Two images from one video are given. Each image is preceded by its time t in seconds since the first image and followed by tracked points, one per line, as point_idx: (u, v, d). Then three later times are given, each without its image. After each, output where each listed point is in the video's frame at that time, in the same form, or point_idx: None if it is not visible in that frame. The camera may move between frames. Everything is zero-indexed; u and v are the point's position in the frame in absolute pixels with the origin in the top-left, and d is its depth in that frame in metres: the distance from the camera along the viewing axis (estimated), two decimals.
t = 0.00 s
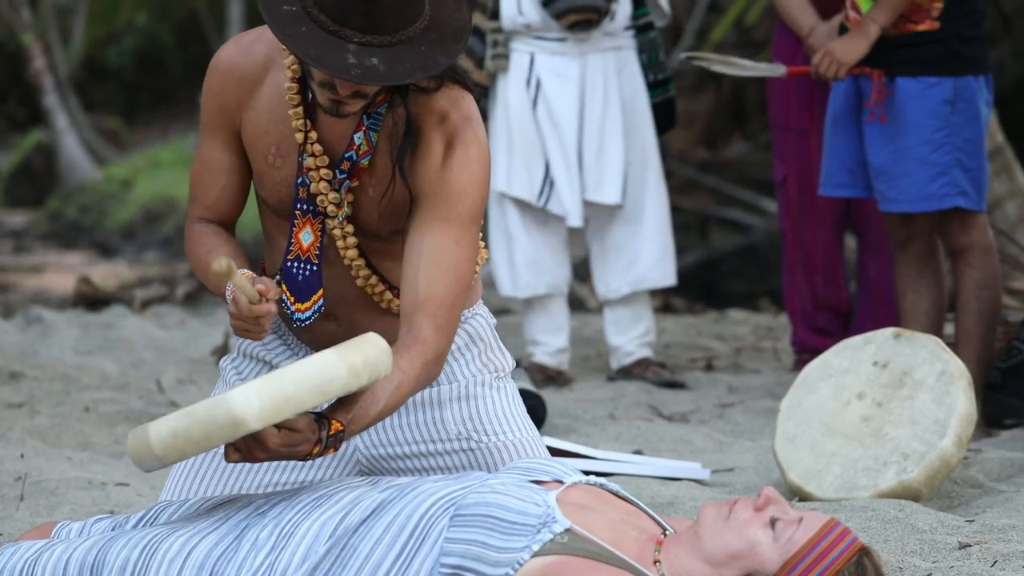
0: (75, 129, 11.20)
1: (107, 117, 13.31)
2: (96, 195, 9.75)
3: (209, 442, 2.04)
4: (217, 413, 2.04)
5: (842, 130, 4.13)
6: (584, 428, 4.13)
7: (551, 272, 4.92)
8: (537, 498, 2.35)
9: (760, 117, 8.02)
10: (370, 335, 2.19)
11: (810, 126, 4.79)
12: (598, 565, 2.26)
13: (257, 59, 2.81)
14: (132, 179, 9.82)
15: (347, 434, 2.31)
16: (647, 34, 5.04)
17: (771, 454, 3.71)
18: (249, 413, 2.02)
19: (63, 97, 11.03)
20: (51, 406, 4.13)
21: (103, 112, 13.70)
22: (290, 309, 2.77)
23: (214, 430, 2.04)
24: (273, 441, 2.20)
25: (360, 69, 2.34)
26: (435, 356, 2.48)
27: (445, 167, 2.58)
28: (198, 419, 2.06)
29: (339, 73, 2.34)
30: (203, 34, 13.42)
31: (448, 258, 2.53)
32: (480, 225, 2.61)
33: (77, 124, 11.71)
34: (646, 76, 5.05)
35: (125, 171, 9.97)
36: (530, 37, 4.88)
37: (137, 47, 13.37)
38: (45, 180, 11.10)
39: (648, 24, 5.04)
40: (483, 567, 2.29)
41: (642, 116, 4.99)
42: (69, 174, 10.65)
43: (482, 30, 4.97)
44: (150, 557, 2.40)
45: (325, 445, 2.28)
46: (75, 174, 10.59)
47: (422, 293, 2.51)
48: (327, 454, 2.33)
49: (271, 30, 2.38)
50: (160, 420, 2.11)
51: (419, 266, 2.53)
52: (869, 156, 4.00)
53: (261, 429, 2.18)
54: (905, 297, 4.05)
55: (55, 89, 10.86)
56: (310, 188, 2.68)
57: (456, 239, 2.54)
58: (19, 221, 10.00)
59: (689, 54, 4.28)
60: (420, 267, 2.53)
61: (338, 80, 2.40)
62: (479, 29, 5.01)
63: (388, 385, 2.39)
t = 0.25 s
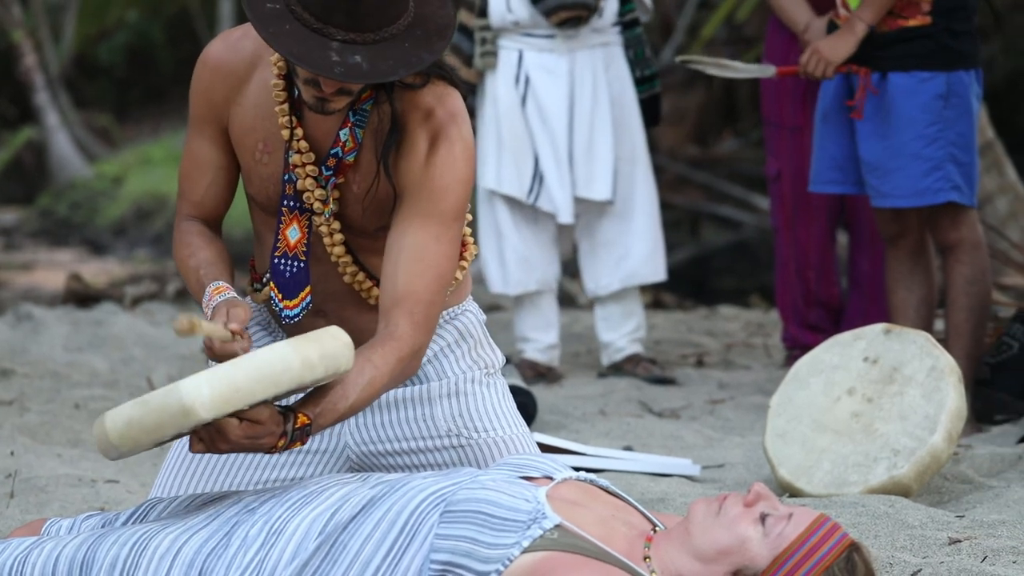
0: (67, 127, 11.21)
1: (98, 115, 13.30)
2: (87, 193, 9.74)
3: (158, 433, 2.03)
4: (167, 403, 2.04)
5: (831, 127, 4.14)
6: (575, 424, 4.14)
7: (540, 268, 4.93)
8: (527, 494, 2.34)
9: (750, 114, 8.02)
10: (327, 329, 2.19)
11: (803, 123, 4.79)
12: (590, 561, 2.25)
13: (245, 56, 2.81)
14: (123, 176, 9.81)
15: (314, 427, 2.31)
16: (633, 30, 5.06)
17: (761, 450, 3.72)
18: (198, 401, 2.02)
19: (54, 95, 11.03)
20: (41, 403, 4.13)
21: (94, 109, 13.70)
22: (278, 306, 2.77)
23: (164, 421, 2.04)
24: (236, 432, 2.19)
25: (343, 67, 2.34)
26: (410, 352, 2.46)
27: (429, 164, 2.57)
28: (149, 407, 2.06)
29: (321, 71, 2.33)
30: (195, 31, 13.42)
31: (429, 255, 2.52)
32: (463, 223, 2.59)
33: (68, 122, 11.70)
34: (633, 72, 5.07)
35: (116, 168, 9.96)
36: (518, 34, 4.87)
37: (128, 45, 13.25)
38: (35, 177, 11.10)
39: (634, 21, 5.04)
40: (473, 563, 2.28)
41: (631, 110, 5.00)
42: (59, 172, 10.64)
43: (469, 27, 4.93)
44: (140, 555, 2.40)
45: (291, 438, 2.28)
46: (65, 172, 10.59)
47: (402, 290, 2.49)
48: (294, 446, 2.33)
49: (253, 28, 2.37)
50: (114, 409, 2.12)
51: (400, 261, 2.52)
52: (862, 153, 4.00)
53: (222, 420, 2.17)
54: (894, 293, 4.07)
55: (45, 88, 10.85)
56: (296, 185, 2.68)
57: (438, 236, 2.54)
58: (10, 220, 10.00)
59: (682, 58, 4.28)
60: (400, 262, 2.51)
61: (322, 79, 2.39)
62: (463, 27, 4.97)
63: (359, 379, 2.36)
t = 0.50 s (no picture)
0: (55, 126, 11.20)
1: (87, 114, 13.29)
2: (77, 192, 9.72)
3: (118, 429, 2.04)
4: (128, 401, 2.05)
5: (822, 127, 4.14)
6: (562, 424, 4.15)
7: (530, 268, 4.93)
8: (515, 493, 2.34)
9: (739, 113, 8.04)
10: (292, 331, 2.19)
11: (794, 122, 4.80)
12: (577, 560, 2.25)
13: (232, 55, 2.81)
14: (112, 176, 9.81)
15: (286, 427, 2.32)
16: (621, 28, 5.06)
17: (749, 449, 3.73)
18: (157, 402, 2.02)
19: (43, 94, 11.02)
20: (30, 403, 4.14)
21: (83, 108, 13.69)
22: (262, 304, 2.79)
23: (125, 418, 2.05)
24: (205, 432, 2.22)
25: (325, 68, 2.34)
26: (390, 352, 2.46)
27: (411, 165, 2.56)
28: (111, 404, 2.07)
29: (304, 72, 2.33)
30: (184, 30, 13.42)
31: (410, 255, 2.51)
32: (446, 223, 2.58)
33: (58, 120, 11.69)
34: (621, 70, 5.06)
35: (106, 167, 9.94)
36: (507, 34, 4.87)
37: (117, 43, 13.33)
38: (25, 175, 11.09)
39: (621, 20, 5.05)
40: (462, 562, 2.28)
41: (619, 107, 5.01)
42: (49, 170, 10.62)
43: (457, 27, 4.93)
44: (128, 554, 2.40)
45: (262, 437, 2.29)
46: (54, 171, 10.57)
47: (381, 290, 2.49)
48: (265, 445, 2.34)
49: (235, 29, 2.37)
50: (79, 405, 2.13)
51: (380, 262, 2.51)
52: (853, 152, 3.98)
53: (190, 419, 2.19)
54: (883, 292, 4.07)
55: (36, 87, 10.84)
56: (281, 184, 2.68)
57: (419, 237, 2.53)
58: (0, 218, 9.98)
59: (678, 73, 4.29)
60: (381, 262, 2.51)
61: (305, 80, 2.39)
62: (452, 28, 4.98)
63: (332, 379, 2.38)
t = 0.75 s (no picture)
0: (48, 125, 11.18)
1: (80, 113, 13.28)
2: (69, 192, 9.70)
3: (105, 430, 2.03)
4: (116, 401, 2.03)
5: (815, 130, 4.15)
6: (555, 424, 4.15)
7: (523, 270, 4.93)
8: (507, 493, 2.34)
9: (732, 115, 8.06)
10: (282, 336, 2.20)
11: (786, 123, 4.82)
12: (568, 560, 2.25)
13: (223, 55, 2.80)
14: (106, 175, 9.79)
15: (279, 424, 2.30)
16: (615, 30, 5.06)
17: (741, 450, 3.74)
18: (144, 403, 2.01)
19: (35, 94, 11.00)
20: (22, 402, 4.13)
21: (76, 108, 13.67)
22: (254, 303, 2.79)
23: (112, 418, 2.03)
24: (196, 429, 2.20)
25: (316, 66, 2.35)
26: (386, 352, 2.45)
27: (404, 164, 2.55)
28: (98, 404, 2.05)
29: (294, 69, 2.33)
30: (177, 31, 13.40)
31: (405, 255, 2.50)
32: (440, 221, 2.58)
33: (51, 120, 11.67)
34: (614, 72, 5.08)
35: (99, 167, 9.92)
36: (501, 35, 4.87)
37: (111, 43, 13.30)
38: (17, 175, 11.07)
39: (615, 21, 5.05)
40: (454, 562, 2.27)
41: (612, 108, 5.00)
42: (41, 170, 10.60)
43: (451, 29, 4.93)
44: (119, 554, 2.39)
45: (255, 434, 2.28)
46: (47, 171, 10.55)
47: (376, 290, 2.48)
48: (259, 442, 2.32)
49: (226, 27, 2.37)
50: (67, 405, 2.11)
51: (375, 262, 2.51)
52: (846, 155, 4.00)
53: (182, 416, 2.18)
54: (876, 294, 4.08)
55: (29, 87, 10.82)
56: (273, 183, 2.68)
57: (413, 236, 2.52)
58: None
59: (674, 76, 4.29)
60: (376, 263, 2.50)
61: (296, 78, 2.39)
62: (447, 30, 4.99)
63: (328, 377, 2.37)
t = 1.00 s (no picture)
0: (44, 124, 11.15)
1: (76, 112, 13.25)
2: (65, 191, 9.67)
3: (120, 427, 2.07)
4: (130, 400, 2.07)
5: (812, 132, 4.16)
6: (554, 426, 4.15)
7: (520, 272, 4.92)
8: (506, 495, 2.34)
9: (730, 117, 8.06)
10: (295, 337, 2.23)
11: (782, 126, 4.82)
12: (566, 562, 2.25)
13: (226, 53, 2.80)
14: (102, 174, 9.76)
15: (290, 422, 2.35)
16: (614, 31, 5.06)
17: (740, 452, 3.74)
18: (159, 403, 2.05)
19: (31, 93, 10.98)
20: (20, 401, 4.13)
21: (72, 106, 13.64)
22: (253, 301, 2.77)
23: (127, 416, 2.07)
24: (208, 427, 2.24)
25: (320, 64, 2.34)
26: (399, 351, 2.50)
27: (406, 165, 2.55)
28: (114, 402, 2.10)
29: (298, 67, 2.33)
30: (175, 31, 13.37)
31: (410, 255, 2.52)
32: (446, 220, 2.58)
33: (46, 119, 11.64)
34: (612, 74, 5.08)
35: (94, 166, 9.89)
36: (499, 37, 4.88)
37: (108, 42, 13.26)
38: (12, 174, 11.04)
39: (615, 22, 5.04)
40: (453, 564, 2.27)
41: (610, 110, 5.00)
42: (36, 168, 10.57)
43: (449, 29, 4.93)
44: (117, 554, 2.38)
45: (266, 432, 2.32)
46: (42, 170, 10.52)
47: (385, 291, 2.52)
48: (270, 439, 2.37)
49: (230, 25, 2.37)
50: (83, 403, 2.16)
51: (383, 263, 2.53)
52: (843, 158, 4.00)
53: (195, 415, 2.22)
54: (873, 297, 4.08)
55: (24, 85, 10.79)
56: (273, 182, 2.68)
57: (419, 237, 2.53)
58: None
59: (670, 75, 4.30)
60: (383, 264, 2.53)
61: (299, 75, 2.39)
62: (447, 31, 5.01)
63: (340, 377, 2.42)
